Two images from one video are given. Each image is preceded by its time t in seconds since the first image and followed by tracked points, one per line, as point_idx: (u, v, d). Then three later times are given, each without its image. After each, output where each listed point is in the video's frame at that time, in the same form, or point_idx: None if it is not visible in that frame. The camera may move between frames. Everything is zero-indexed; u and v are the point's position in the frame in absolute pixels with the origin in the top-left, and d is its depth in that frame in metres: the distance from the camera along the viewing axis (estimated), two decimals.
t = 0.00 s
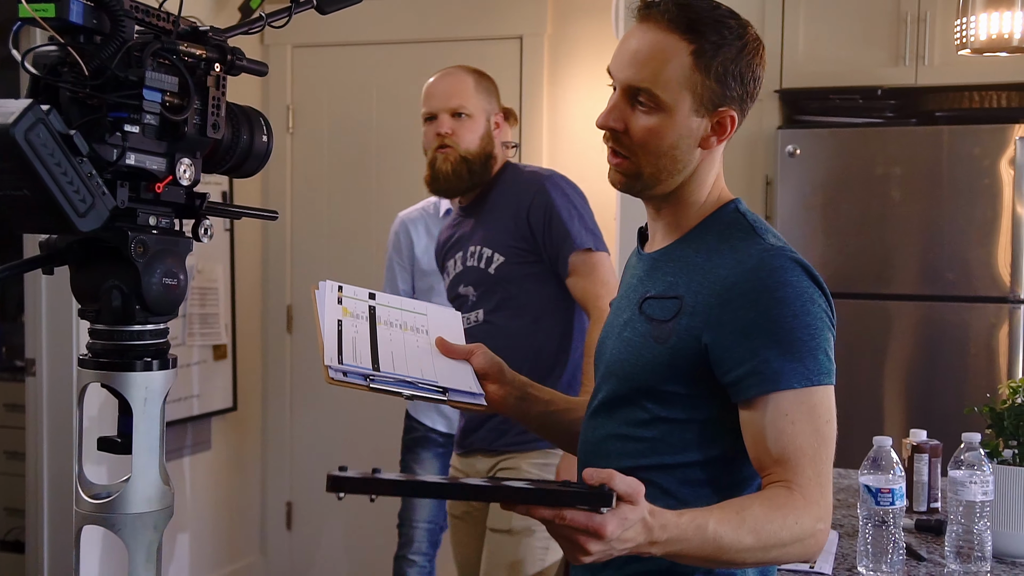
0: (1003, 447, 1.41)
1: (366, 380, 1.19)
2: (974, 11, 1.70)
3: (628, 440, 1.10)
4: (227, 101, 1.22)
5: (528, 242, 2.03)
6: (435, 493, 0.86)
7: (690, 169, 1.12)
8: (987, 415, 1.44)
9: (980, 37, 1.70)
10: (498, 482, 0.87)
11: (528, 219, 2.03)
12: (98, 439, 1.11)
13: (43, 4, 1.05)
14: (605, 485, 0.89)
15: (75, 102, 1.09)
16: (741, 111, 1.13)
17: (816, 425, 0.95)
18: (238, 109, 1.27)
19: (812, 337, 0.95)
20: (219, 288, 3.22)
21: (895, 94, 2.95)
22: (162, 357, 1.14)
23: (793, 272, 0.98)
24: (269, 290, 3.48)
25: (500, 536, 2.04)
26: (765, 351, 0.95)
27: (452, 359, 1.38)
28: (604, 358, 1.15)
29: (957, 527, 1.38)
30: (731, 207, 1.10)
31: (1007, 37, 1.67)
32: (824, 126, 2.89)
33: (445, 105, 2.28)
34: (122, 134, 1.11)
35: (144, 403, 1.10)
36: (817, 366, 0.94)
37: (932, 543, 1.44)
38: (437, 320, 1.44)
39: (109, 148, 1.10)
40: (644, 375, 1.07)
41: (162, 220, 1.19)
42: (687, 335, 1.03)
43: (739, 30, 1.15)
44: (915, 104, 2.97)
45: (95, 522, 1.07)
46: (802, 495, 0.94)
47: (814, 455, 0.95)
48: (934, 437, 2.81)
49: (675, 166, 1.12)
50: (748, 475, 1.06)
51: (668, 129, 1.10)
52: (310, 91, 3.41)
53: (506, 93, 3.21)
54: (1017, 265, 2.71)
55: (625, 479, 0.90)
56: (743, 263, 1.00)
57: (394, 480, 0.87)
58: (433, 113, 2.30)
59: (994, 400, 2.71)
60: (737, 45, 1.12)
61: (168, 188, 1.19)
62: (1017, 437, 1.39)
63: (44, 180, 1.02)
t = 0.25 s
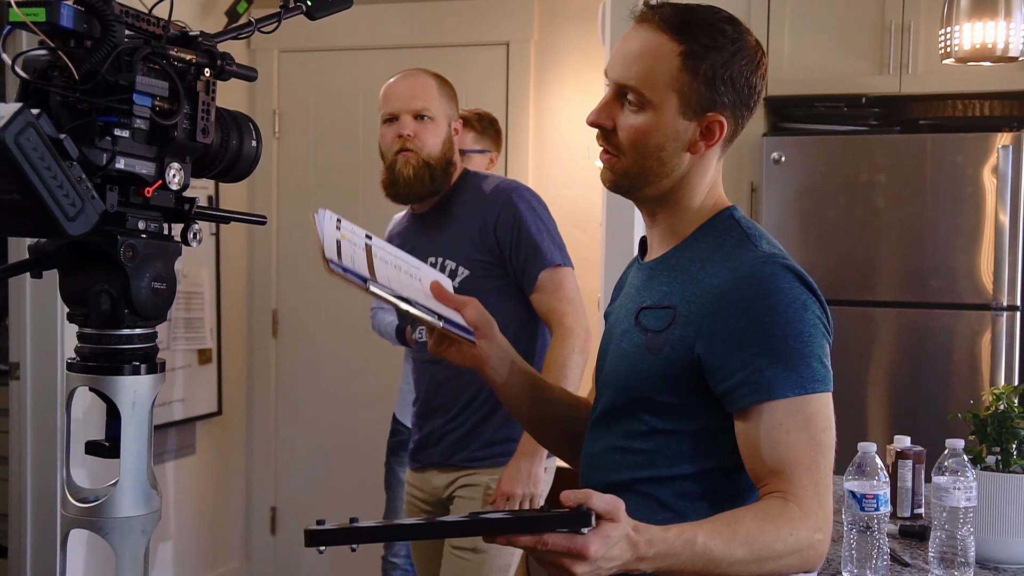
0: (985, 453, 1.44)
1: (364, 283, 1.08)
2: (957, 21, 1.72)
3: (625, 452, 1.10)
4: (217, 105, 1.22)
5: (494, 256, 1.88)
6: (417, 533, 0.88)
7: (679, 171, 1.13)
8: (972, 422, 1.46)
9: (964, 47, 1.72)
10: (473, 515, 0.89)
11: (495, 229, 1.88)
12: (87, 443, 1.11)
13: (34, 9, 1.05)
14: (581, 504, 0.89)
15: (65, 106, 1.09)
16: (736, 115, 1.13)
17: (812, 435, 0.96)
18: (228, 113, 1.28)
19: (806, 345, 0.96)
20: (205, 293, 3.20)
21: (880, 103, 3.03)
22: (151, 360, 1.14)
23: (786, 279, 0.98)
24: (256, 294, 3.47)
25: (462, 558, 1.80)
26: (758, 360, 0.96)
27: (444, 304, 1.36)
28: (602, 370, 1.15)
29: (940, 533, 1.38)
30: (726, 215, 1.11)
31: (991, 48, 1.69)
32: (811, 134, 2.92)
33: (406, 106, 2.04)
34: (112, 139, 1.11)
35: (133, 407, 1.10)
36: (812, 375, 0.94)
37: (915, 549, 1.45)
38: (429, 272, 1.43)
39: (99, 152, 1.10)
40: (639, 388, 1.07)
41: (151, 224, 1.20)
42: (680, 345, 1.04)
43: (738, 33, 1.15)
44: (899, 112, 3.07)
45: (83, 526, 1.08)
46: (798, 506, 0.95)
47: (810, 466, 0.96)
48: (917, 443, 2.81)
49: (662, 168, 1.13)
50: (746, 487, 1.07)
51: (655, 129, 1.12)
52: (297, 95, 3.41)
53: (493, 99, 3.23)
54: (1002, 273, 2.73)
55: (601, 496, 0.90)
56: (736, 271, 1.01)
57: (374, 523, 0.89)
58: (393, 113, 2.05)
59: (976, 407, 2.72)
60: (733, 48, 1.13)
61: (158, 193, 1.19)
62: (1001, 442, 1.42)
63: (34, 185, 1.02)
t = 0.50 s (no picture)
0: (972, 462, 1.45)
1: (312, 219, 1.21)
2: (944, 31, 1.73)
3: (629, 466, 1.12)
4: (211, 112, 1.23)
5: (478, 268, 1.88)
6: (408, 544, 0.88)
7: (680, 178, 1.14)
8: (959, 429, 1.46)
9: (952, 58, 1.73)
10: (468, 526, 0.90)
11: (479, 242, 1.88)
12: (78, 450, 1.11)
13: (27, 15, 1.05)
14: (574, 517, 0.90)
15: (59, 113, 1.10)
16: (738, 121, 1.14)
17: (817, 451, 0.96)
18: (222, 120, 1.29)
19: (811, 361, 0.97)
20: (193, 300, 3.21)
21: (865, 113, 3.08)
22: (143, 366, 1.15)
23: (792, 294, 0.99)
24: (246, 300, 3.48)
25: None
26: (763, 376, 0.97)
27: (426, 263, 1.28)
28: (605, 382, 1.16)
29: (927, 540, 1.42)
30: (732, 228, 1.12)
31: (980, 59, 1.70)
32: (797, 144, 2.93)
33: (403, 103, 2.02)
34: (105, 145, 1.12)
35: (125, 414, 1.11)
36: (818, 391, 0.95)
37: (904, 557, 1.46)
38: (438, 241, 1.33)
39: (93, 158, 1.11)
40: (644, 402, 1.08)
41: (144, 231, 1.20)
42: (685, 358, 1.05)
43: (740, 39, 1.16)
44: (887, 123, 3.13)
45: (73, 532, 1.08)
46: (802, 523, 0.95)
47: (814, 482, 0.96)
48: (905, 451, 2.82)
49: (664, 175, 1.13)
50: (750, 502, 1.07)
51: (656, 136, 1.13)
52: (287, 101, 3.41)
53: (483, 105, 3.24)
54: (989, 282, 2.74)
55: (596, 509, 0.91)
56: (741, 283, 1.02)
57: (366, 534, 0.89)
58: (388, 108, 2.03)
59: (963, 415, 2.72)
60: (735, 53, 1.13)
61: (151, 200, 1.20)
62: (988, 450, 1.43)
63: (27, 190, 1.02)
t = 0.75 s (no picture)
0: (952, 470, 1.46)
1: (338, 291, 1.27)
2: (924, 43, 1.75)
3: (623, 481, 1.12)
4: (197, 120, 1.23)
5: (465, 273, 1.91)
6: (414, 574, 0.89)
7: (684, 183, 1.14)
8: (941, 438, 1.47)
9: (932, 72, 1.75)
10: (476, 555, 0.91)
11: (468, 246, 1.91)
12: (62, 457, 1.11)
13: (14, 23, 1.06)
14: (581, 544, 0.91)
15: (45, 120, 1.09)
16: (745, 128, 1.15)
17: (817, 469, 0.97)
18: (209, 128, 1.29)
19: (812, 380, 0.97)
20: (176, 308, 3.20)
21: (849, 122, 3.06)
22: (129, 373, 1.15)
23: (793, 311, 1.00)
24: (230, 306, 3.47)
25: None
26: (763, 394, 0.97)
27: (443, 314, 1.35)
28: (598, 395, 1.16)
29: (909, 548, 1.41)
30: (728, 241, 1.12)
31: (960, 72, 1.72)
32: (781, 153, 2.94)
33: (396, 98, 2.11)
34: (92, 153, 1.12)
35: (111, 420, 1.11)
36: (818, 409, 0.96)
37: (885, 562, 1.47)
38: (443, 282, 1.42)
39: (79, 166, 1.11)
40: (640, 418, 1.09)
41: (129, 238, 1.20)
42: (682, 373, 1.05)
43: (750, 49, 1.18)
44: (869, 133, 3.07)
45: (59, 540, 1.08)
46: (805, 540, 0.96)
47: (814, 500, 0.97)
48: (885, 458, 2.84)
49: (668, 180, 1.14)
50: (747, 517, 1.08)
51: (663, 138, 1.13)
52: (275, 107, 3.41)
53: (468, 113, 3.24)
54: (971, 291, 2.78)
55: (603, 535, 0.92)
56: (741, 301, 1.02)
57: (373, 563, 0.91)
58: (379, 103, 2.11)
59: (944, 423, 2.75)
60: (745, 61, 1.15)
61: (137, 208, 1.20)
62: (969, 458, 1.44)
63: (13, 197, 1.02)
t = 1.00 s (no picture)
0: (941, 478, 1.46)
1: (369, 445, 1.17)
2: (912, 54, 1.76)
3: (617, 493, 1.12)
4: (191, 127, 1.24)
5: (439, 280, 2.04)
6: None
7: (683, 195, 1.15)
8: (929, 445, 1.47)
9: (919, 82, 1.76)
10: None
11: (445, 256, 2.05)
12: (54, 465, 1.11)
13: (10, 32, 1.07)
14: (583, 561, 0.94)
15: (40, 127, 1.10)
16: (746, 142, 1.18)
17: (814, 483, 0.98)
18: (202, 136, 1.30)
19: (809, 395, 0.98)
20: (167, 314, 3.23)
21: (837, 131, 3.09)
22: (122, 381, 1.16)
23: (790, 326, 1.00)
24: (221, 311, 3.48)
25: None
26: (761, 408, 0.98)
27: (461, 397, 1.33)
28: (590, 406, 1.16)
29: (897, 556, 1.43)
30: (722, 253, 1.13)
31: (948, 83, 1.73)
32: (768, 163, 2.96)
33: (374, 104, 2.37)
34: (85, 159, 1.12)
35: (103, 429, 1.11)
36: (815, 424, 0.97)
37: (871, 571, 1.48)
38: (442, 341, 1.41)
39: (73, 172, 1.11)
40: (635, 430, 1.09)
41: (123, 245, 1.21)
42: (678, 388, 1.05)
43: (754, 64, 1.19)
44: (856, 143, 3.12)
45: (51, 546, 1.08)
46: (804, 554, 0.97)
47: (811, 514, 0.98)
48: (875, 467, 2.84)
49: (668, 190, 1.15)
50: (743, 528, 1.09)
51: (666, 148, 1.14)
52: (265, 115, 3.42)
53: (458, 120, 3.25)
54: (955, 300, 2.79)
55: (603, 551, 0.95)
56: (738, 316, 1.02)
57: None
58: (358, 107, 2.36)
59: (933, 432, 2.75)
60: (750, 76, 1.17)
61: (131, 215, 1.20)
62: (956, 466, 1.45)
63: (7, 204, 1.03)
